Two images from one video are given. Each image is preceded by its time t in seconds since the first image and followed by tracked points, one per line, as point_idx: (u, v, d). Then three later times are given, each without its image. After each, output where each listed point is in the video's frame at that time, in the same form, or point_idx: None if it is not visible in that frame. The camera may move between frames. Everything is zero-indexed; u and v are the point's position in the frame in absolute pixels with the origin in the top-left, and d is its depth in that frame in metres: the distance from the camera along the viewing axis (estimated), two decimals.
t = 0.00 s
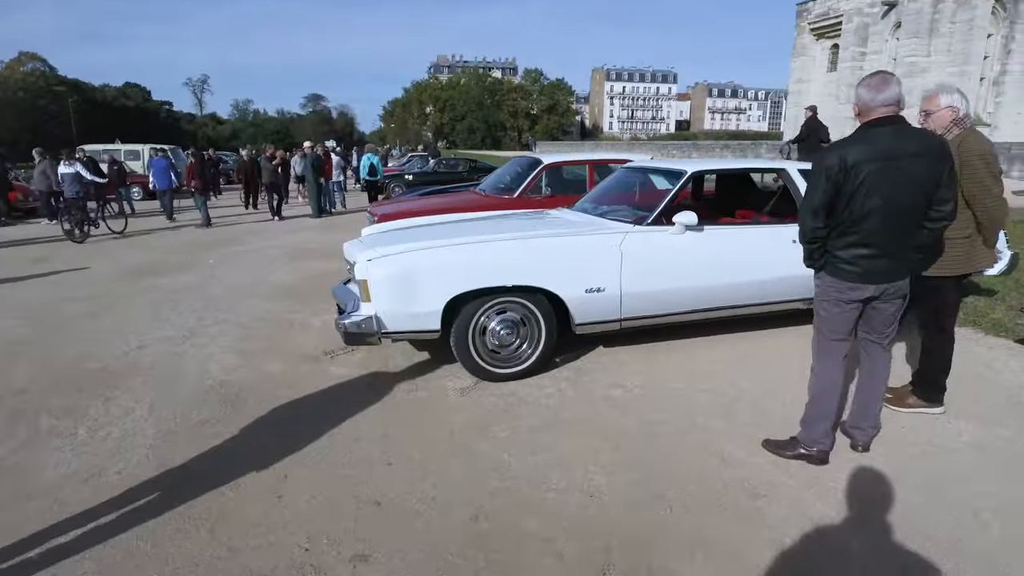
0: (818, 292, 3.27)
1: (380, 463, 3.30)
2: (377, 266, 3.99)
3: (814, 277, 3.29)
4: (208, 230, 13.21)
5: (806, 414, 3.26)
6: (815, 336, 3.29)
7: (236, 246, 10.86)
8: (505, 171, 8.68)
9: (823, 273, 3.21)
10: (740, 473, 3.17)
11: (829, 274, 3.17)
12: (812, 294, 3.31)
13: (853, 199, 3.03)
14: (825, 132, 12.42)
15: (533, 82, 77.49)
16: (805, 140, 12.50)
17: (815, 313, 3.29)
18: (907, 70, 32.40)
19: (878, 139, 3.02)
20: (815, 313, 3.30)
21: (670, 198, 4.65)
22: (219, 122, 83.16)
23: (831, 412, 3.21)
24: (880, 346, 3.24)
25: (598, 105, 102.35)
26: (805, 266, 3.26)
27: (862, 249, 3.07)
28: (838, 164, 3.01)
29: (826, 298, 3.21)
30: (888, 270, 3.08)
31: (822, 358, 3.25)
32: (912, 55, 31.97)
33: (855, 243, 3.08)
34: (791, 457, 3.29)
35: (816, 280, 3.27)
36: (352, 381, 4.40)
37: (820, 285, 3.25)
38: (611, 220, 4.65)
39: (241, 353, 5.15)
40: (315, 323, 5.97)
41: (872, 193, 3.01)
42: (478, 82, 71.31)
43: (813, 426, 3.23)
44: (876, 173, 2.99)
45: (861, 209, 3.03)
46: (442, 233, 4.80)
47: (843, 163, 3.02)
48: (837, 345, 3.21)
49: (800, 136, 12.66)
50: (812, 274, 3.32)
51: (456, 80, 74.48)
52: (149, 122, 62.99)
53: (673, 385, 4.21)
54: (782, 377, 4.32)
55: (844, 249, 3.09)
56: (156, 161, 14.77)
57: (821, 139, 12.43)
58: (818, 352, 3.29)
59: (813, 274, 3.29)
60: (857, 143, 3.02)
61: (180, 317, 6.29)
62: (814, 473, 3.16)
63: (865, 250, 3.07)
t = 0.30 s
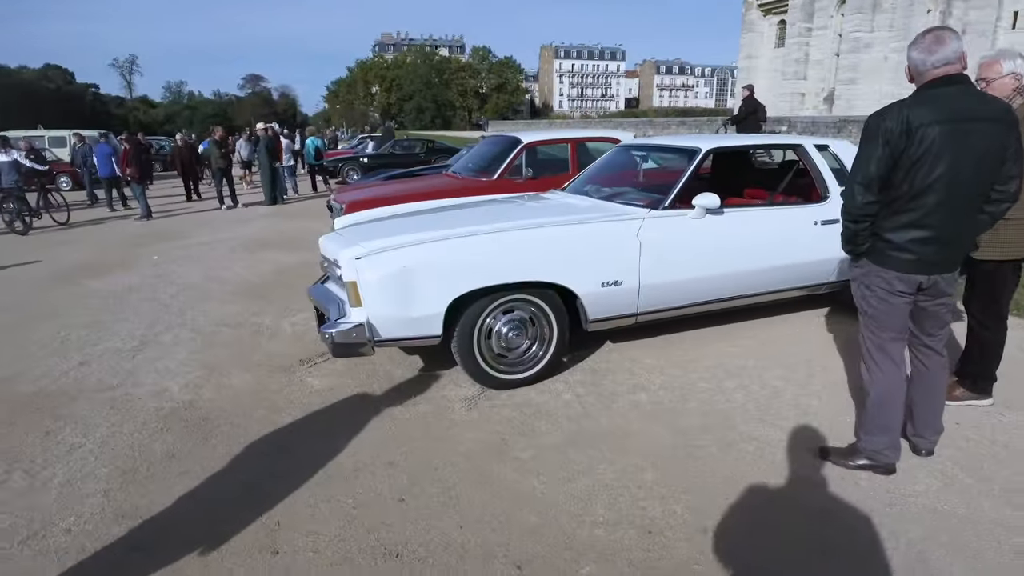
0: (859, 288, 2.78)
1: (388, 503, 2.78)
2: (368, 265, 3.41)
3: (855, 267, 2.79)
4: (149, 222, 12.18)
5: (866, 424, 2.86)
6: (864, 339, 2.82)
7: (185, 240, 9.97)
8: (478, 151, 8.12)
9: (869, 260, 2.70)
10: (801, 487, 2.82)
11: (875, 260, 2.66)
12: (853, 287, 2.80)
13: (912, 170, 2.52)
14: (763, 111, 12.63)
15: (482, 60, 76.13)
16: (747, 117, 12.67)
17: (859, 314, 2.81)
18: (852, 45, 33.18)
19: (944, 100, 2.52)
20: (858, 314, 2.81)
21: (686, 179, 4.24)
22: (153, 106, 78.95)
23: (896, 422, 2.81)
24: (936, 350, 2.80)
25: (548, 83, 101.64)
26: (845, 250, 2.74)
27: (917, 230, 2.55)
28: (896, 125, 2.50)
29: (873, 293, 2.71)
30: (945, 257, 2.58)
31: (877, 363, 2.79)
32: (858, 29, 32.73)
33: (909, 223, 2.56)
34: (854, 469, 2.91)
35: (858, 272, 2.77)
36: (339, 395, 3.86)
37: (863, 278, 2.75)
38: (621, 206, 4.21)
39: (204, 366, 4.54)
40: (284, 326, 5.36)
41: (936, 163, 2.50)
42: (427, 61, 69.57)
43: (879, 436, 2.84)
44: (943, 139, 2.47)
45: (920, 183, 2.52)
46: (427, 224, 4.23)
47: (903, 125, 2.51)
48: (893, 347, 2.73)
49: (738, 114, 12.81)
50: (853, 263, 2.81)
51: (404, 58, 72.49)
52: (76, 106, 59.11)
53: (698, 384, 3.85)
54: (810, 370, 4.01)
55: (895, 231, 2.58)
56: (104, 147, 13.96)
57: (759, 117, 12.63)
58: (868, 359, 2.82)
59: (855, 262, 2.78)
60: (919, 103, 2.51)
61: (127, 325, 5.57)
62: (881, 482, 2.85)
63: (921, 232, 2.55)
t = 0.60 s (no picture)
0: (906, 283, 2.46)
1: (382, 552, 2.36)
2: (346, 269, 2.94)
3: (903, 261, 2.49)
4: (85, 217, 11.24)
5: (912, 437, 2.56)
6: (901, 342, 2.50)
7: (127, 237, 9.18)
8: (446, 138, 7.61)
9: (922, 253, 2.40)
10: (850, 505, 2.53)
11: (930, 254, 2.36)
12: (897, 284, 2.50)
13: (976, 152, 2.22)
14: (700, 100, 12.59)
15: (435, 44, 74.65)
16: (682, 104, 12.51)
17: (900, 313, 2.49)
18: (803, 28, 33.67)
19: (1012, 72, 2.21)
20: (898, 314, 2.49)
21: (691, 163, 3.90)
22: (87, 93, 74.85)
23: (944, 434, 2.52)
24: (988, 350, 2.54)
25: (502, 68, 100.63)
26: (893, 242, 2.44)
27: (979, 219, 2.27)
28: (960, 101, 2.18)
29: (923, 290, 2.39)
30: (1007, 247, 2.30)
31: (918, 372, 2.47)
32: (809, 12, 33.26)
33: (971, 212, 2.27)
34: (898, 482, 2.64)
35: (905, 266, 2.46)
36: (314, 416, 3.39)
37: (910, 273, 2.44)
38: (621, 194, 3.85)
39: (153, 385, 3.99)
40: (243, 334, 4.82)
41: (1004, 143, 2.19)
42: (378, 45, 67.78)
43: (926, 449, 2.56)
44: (1012, 116, 2.17)
45: (984, 165, 2.22)
46: (406, 219, 3.77)
47: (967, 101, 2.19)
48: (940, 353, 2.43)
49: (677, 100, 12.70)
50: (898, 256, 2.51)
51: (354, 43, 70.46)
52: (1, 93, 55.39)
53: (712, 388, 3.54)
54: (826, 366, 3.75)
55: (957, 220, 2.28)
56: (41, 140, 13.58)
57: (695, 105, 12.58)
58: (906, 366, 2.51)
59: (903, 256, 2.48)
60: (984, 75, 2.20)
61: (62, 338, 4.93)
62: (933, 495, 2.58)
63: (985, 221, 2.27)
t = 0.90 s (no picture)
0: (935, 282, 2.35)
1: None
2: (308, 286, 2.57)
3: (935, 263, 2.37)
4: (6, 222, 10.30)
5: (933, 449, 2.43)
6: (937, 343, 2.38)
7: (54, 243, 8.42)
8: (403, 135, 7.21)
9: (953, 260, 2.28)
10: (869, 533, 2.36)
11: (965, 262, 2.23)
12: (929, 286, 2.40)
13: (1010, 159, 2.05)
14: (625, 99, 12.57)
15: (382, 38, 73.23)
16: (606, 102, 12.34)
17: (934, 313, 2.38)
18: (748, 23, 34.39)
19: None
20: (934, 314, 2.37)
21: (676, 161, 3.68)
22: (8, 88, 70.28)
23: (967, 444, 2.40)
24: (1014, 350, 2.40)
25: (451, 63, 99.64)
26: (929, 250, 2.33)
27: (1014, 227, 2.10)
28: (984, 110, 2.03)
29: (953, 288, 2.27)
30: None
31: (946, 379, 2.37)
32: (754, 9, 34.01)
33: (1004, 220, 2.12)
34: (913, 499, 2.50)
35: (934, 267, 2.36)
36: (272, 450, 3.02)
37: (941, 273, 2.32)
38: (603, 194, 3.61)
39: (83, 419, 3.52)
40: (188, 353, 4.35)
41: None
42: (323, 38, 65.98)
43: (950, 465, 2.42)
44: None
45: (1016, 173, 2.05)
46: (372, 225, 3.41)
47: (994, 109, 2.02)
48: (974, 354, 2.30)
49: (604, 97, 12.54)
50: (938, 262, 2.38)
51: (299, 36, 68.37)
52: None
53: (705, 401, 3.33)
54: (817, 373, 3.61)
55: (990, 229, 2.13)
56: None
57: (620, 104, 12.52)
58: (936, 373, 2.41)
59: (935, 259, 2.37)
60: (1014, 79, 2.02)
61: None
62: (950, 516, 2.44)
63: None
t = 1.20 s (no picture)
0: (952, 294, 2.42)
1: None
2: (302, 300, 2.40)
3: (955, 267, 2.40)
4: None
5: (948, 462, 2.47)
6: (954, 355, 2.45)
7: None
8: (375, 138, 7.02)
9: (978, 264, 2.31)
10: (885, 546, 2.34)
11: (997, 262, 2.26)
12: (944, 296, 2.48)
13: None
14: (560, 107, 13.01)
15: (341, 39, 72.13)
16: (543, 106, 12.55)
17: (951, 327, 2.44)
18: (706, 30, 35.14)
19: None
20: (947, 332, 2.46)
21: (671, 167, 3.65)
22: None
23: (984, 457, 2.43)
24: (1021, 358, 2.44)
25: (411, 65, 98.87)
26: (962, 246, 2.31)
27: None
28: None
29: (972, 299, 2.34)
30: None
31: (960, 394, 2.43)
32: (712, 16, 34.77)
33: None
34: (925, 508, 2.52)
35: (951, 277, 2.42)
36: (258, 475, 2.83)
37: (960, 284, 2.38)
38: (598, 200, 3.54)
39: (43, 446, 3.24)
40: (155, 370, 4.09)
41: None
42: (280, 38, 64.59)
43: (960, 476, 2.45)
44: None
45: None
46: (359, 233, 3.25)
47: None
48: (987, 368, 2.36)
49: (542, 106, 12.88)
50: (956, 263, 2.40)
51: (254, 35, 66.74)
52: None
53: (704, 410, 3.29)
54: (811, 379, 3.61)
55: None
56: None
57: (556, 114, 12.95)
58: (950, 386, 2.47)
59: (955, 263, 2.40)
60: None
61: None
62: (960, 525, 2.44)
63: None
